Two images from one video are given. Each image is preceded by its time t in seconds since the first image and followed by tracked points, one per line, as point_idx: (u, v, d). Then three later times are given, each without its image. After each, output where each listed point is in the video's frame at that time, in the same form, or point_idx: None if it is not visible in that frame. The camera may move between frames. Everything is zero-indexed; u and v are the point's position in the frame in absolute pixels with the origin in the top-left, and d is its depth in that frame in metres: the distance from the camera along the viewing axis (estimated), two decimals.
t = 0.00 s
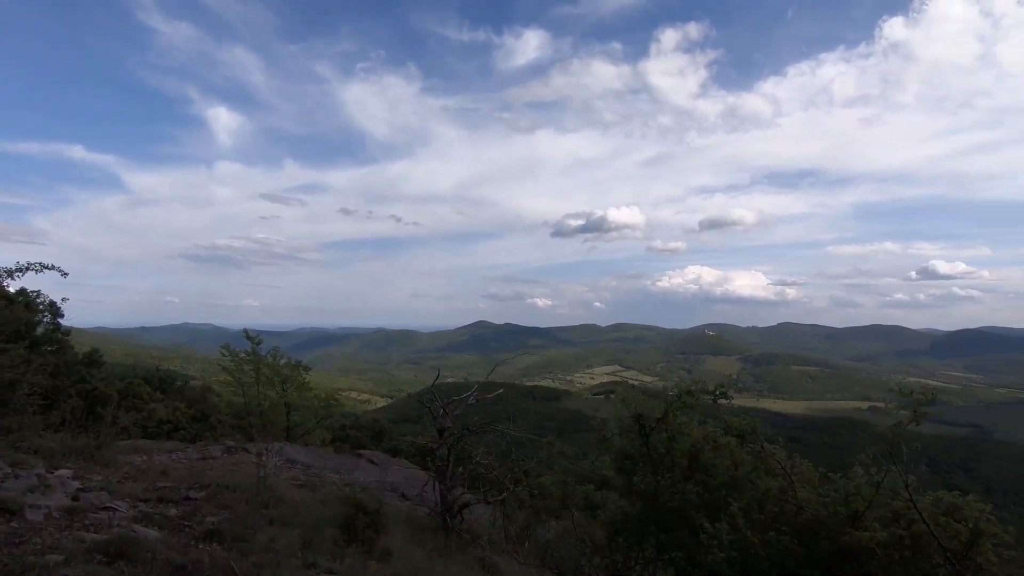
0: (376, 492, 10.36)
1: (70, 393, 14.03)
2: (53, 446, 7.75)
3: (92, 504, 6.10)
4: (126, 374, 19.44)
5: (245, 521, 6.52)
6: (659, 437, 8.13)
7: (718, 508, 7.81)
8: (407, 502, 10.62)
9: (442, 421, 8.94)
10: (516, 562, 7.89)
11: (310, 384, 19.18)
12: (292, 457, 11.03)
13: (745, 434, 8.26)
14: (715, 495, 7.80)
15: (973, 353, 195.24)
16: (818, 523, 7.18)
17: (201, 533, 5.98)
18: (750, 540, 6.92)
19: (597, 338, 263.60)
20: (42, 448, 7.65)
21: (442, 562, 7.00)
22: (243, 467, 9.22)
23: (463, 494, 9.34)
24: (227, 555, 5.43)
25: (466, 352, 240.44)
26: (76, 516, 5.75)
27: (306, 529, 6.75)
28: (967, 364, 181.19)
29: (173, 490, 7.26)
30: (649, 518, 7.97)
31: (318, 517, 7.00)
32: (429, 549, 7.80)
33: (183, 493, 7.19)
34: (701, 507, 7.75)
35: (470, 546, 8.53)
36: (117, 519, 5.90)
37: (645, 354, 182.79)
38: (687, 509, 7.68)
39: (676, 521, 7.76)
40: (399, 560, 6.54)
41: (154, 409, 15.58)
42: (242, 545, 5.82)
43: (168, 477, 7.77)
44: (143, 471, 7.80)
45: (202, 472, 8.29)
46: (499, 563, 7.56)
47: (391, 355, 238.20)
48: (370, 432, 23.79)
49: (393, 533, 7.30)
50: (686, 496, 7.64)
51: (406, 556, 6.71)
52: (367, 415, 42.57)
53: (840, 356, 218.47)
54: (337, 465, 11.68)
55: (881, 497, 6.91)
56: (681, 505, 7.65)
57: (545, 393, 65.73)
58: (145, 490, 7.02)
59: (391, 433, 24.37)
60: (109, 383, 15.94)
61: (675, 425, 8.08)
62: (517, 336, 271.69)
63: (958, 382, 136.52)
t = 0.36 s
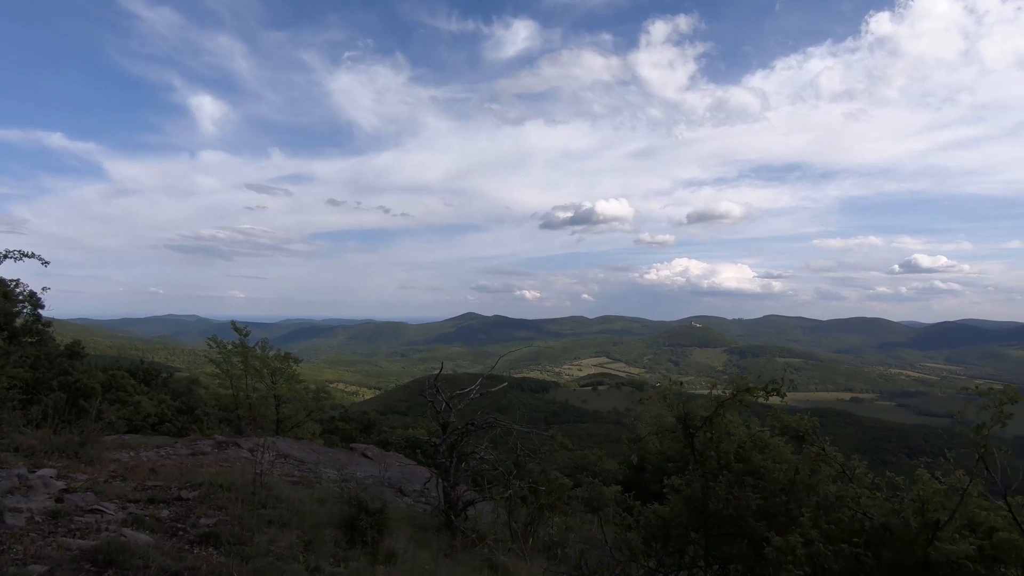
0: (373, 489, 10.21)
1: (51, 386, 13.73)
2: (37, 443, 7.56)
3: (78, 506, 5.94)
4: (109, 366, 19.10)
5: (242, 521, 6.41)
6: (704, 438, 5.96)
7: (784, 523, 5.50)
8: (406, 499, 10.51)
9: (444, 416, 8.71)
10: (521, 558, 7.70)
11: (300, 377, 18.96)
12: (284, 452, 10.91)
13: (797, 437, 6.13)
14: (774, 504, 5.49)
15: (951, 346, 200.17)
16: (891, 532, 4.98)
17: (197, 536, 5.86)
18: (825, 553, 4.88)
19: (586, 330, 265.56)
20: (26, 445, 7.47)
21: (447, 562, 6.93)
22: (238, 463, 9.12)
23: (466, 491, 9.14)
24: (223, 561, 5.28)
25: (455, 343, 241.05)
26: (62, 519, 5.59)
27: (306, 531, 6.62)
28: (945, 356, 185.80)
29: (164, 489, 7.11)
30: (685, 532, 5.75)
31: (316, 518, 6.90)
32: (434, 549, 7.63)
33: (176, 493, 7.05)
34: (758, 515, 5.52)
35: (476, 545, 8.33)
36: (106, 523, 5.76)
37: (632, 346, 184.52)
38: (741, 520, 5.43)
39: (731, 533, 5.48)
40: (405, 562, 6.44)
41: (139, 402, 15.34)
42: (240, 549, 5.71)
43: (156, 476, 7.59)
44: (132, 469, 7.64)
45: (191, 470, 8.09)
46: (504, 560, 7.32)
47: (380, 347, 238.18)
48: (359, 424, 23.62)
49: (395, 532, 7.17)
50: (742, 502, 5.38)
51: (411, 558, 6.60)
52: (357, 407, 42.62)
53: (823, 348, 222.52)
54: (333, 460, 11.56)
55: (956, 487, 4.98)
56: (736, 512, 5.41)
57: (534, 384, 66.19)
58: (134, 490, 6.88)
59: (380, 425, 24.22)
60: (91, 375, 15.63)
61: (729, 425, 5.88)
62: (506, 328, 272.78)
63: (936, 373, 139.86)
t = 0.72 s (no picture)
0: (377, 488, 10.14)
1: (44, 379, 13.62)
2: (27, 443, 7.43)
3: (69, 512, 5.84)
4: (102, 359, 18.94)
5: (244, 526, 6.34)
6: (759, 445, 6.70)
7: (865, 545, 5.68)
8: (411, 498, 10.43)
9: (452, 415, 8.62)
10: (535, 558, 7.58)
11: (297, 370, 18.92)
12: (285, 449, 10.86)
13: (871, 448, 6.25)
14: (845, 519, 5.73)
15: (943, 339, 202.14)
16: (975, 554, 4.57)
17: (198, 545, 5.78)
18: None
19: (582, 323, 266.65)
20: (15, 444, 7.34)
21: (458, 565, 6.85)
22: (234, 463, 9.02)
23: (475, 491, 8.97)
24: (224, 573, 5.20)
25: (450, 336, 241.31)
26: (55, 526, 5.49)
27: (311, 536, 6.55)
28: (937, 350, 187.60)
29: (162, 492, 7.04)
30: (748, 542, 6.15)
31: (322, 521, 6.85)
32: (444, 553, 7.45)
33: (173, 496, 6.99)
34: (829, 536, 5.74)
35: (485, 547, 8.11)
36: (101, 531, 5.66)
37: (628, 339, 185.25)
38: (812, 541, 5.74)
39: (794, 550, 5.85)
40: (415, 567, 6.37)
41: (133, 396, 15.25)
42: (245, 556, 5.64)
43: (155, 477, 7.52)
44: (128, 470, 7.56)
45: (192, 470, 8.04)
46: (514, 560, 7.14)
47: (376, 340, 238.24)
48: (355, 417, 23.62)
49: (404, 534, 7.12)
50: (815, 524, 5.66)
51: (423, 562, 6.52)
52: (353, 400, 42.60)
53: (817, 341, 224.16)
54: (333, 458, 11.47)
55: None
56: (810, 534, 5.69)
57: (530, 377, 66.50)
58: (130, 494, 6.78)
59: (377, 418, 24.20)
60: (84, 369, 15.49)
61: (782, 437, 6.57)
62: (502, 321, 273.37)
63: (929, 367, 141.03)
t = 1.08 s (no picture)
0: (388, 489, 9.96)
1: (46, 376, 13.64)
2: (33, 444, 7.35)
3: (80, 519, 5.76)
4: (103, 356, 18.89)
5: (261, 533, 6.30)
6: (831, 457, 6.57)
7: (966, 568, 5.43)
8: (424, 498, 10.25)
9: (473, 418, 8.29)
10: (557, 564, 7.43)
11: (301, 367, 18.96)
12: (293, 448, 10.78)
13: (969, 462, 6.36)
14: (942, 544, 5.53)
15: (941, 337, 202.80)
16: None
17: (216, 552, 5.73)
18: None
19: (582, 320, 266.82)
20: (22, 446, 7.27)
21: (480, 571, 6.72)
22: (244, 463, 8.95)
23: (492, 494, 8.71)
24: None
25: (450, 333, 241.61)
26: (66, 534, 5.41)
27: (331, 543, 6.51)
28: (936, 347, 188.15)
29: (174, 496, 6.98)
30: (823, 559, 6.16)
31: (340, 527, 6.79)
32: (465, 558, 7.32)
33: (187, 500, 6.92)
34: (924, 559, 5.57)
35: (505, 552, 7.91)
36: (113, 538, 5.58)
37: (628, 335, 185.44)
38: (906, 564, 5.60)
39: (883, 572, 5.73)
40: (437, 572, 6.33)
41: (136, 393, 15.26)
42: (261, 566, 5.57)
43: (166, 480, 7.45)
44: (137, 472, 7.48)
45: (202, 472, 7.96)
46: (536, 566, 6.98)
47: (376, 336, 238.57)
48: (357, 415, 23.55)
49: (424, 540, 7.02)
50: (909, 548, 5.52)
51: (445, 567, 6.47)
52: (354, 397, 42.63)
53: (816, 338, 224.85)
54: (342, 457, 11.36)
55: None
56: (901, 558, 5.56)
57: (530, 373, 66.69)
58: (142, 498, 6.72)
59: (378, 416, 24.12)
60: (86, 366, 15.43)
61: (855, 450, 6.49)
62: (502, 317, 273.49)
63: (929, 364, 141.35)
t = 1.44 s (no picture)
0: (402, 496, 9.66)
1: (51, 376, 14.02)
2: (47, 452, 7.26)
3: (102, 534, 5.61)
4: (108, 355, 19.26)
5: (285, 548, 6.13)
6: (919, 485, 6.31)
7: None
8: (439, 504, 9.90)
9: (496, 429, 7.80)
10: None
11: (308, 369, 19.30)
12: (305, 452, 10.61)
13: None
14: None
15: (943, 337, 202.81)
16: None
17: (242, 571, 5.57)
18: None
19: (582, 320, 267.32)
20: (36, 455, 7.16)
21: None
22: (258, 471, 8.83)
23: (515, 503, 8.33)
24: None
25: (451, 332, 242.25)
26: (89, 551, 5.27)
27: (357, 559, 6.30)
28: (937, 347, 188.22)
29: (194, 508, 6.78)
30: None
31: (367, 541, 6.58)
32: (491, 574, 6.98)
33: (206, 511, 6.76)
34: None
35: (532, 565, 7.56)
36: (136, 555, 5.43)
37: (629, 335, 185.80)
38: None
39: None
40: None
41: (140, 394, 15.59)
42: None
43: (182, 490, 7.26)
44: (153, 481, 7.34)
45: (218, 480, 7.79)
46: None
47: (377, 336, 239.40)
48: (359, 414, 23.90)
49: (452, 558, 6.71)
50: None
51: None
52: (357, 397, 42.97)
53: (816, 338, 225.02)
54: (354, 461, 11.17)
55: None
56: None
57: (531, 373, 67.12)
58: (161, 509, 6.56)
59: (380, 416, 24.46)
60: (90, 366, 15.75)
61: (945, 477, 6.23)
62: (503, 317, 274.14)
63: (930, 364, 141.56)
